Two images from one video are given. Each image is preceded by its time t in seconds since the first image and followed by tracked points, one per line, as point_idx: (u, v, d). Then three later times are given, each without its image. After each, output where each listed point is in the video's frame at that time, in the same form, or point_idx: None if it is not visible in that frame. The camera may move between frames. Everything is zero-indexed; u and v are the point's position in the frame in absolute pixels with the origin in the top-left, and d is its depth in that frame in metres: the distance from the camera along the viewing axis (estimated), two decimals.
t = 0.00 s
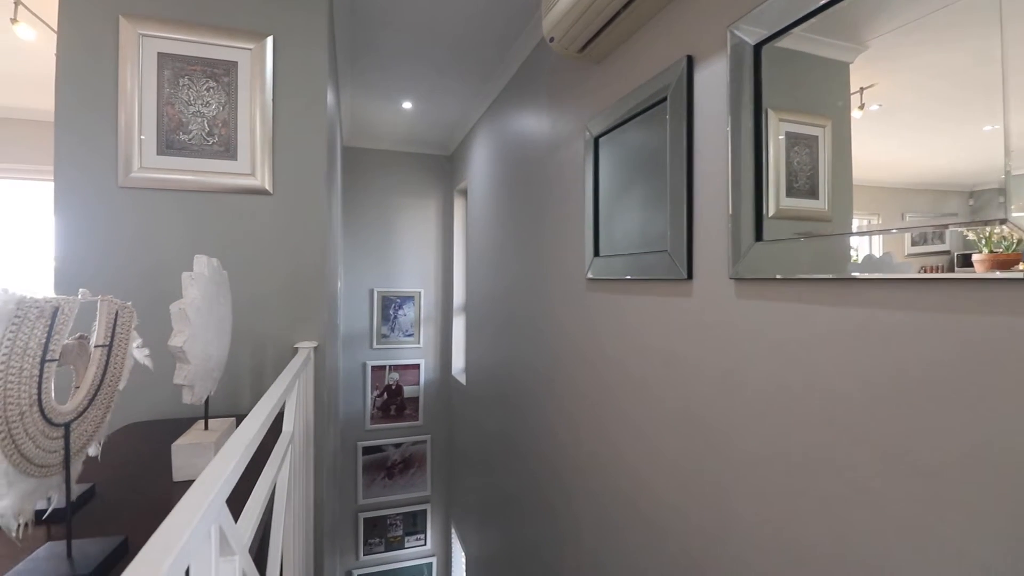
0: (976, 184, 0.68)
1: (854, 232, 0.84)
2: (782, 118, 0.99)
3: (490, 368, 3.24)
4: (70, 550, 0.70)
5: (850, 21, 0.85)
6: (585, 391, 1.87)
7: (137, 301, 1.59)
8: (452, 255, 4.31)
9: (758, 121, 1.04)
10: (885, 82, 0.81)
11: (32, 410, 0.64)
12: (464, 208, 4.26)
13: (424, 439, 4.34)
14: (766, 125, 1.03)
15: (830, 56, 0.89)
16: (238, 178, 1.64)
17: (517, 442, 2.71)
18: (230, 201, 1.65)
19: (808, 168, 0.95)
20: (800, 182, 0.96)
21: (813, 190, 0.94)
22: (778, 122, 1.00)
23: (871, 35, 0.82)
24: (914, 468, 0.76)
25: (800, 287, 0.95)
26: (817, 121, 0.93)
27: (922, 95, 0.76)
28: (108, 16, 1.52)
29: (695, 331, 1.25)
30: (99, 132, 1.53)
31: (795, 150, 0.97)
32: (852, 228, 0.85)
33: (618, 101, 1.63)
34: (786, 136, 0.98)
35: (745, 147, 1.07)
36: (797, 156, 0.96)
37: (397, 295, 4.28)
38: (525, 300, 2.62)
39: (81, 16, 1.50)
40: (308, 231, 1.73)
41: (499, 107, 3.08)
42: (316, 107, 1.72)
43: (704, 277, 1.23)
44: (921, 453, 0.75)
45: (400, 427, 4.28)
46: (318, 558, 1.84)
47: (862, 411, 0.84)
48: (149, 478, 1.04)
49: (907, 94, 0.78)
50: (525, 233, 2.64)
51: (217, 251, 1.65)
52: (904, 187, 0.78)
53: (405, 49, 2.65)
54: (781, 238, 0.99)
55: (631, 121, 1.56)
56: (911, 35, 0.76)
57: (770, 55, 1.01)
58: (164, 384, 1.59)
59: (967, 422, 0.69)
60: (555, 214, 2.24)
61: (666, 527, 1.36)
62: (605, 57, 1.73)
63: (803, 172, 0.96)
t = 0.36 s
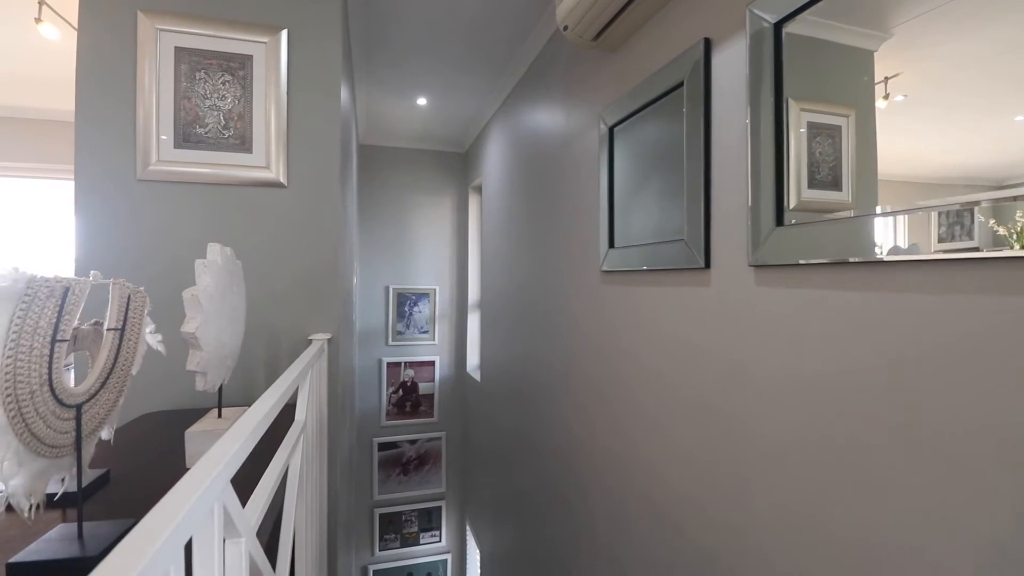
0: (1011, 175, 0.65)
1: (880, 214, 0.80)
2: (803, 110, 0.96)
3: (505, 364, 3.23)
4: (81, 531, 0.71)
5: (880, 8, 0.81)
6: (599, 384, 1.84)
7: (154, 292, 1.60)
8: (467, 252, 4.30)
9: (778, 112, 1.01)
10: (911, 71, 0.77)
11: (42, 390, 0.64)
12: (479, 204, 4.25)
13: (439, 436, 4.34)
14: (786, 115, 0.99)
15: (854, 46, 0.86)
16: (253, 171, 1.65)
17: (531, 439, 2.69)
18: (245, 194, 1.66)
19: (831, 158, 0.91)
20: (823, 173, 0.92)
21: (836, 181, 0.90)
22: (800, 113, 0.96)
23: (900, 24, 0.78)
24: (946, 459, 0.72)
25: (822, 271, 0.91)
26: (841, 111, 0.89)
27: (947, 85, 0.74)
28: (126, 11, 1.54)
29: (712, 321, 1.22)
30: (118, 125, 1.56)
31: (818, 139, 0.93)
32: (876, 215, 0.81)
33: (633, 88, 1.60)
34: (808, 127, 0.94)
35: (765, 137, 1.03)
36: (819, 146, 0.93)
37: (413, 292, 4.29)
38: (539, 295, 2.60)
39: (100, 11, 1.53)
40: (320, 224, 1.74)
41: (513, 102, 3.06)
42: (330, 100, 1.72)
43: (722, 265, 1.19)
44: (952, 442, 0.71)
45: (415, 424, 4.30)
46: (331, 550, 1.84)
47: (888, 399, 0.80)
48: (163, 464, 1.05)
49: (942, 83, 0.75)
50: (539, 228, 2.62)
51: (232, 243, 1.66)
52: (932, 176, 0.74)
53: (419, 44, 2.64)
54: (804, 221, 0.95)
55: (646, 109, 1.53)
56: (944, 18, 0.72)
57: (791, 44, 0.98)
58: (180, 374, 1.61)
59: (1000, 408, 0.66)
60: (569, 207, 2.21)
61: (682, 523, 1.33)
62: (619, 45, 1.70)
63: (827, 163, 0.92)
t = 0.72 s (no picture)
0: None
1: (893, 198, 0.78)
2: (816, 100, 0.94)
3: (513, 360, 3.22)
4: (87, 513, 0.72)
5: None
6: (607, 378, 1.83)
7: (166, 284, 1.63)
8: (476, 249, 4.30)
9: (789, 104, 0.99)
10: (926, 62, 0.75)
11: (48, 372, 0.65)
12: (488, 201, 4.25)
13: (449, 433, 4.35)
14: (798, 106, 0.97)
15: (867, 36, 0.84)
16: (262, 165, 1.67)
17: (540, 435, 2.68)
18: (254, 188, 1.68)
19: (845, 150, 0.89)
20: (836, 166, 0.90)
21: (850, 174, 0.87)
22: (812, 104, 0.94)
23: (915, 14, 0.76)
24: (958, 447, 0.70)
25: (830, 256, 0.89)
26: (856, 102, 0.87)
27: (961, 79, 0.72)
28: (137, 7, 1.56)
29: (720, 311, 1.20)
30: (130, 120, 1.58)
31: (831, 132, 0.90)
32: (890, 198, 0.78)
33: (641, 79, 1.59)
34: (821, 120, 0.92)
35: (776, 129, 1.01)
36: (832, 139, 0.90)
37: (422, 289, 4.30)
38: (547, 291, 2.59)
39: (112, 8, 1.55)
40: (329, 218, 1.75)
41: (522, 98, 3.06)
42: (338, 94, 1.73)
43: (730, 254, 1.18)
44: (965, 430, 0.69)
45: (425, 421, 4.31)
46: (339, 542, 1.85)
47: (898, 387, 0.78)
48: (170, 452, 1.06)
49: (960, 71, 0.71)
50: (547, 223, 2.61)
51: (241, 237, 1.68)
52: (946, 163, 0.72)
53: (427, 40, 2.65)
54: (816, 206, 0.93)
55: (655, 99, 1.51)
56: (957, 8, 0.71)
57: (801, 34, 0.96)
58: (191, 366, 1.63)
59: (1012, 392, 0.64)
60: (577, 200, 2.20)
61: (690, 516, 1.31)
62: (627, 36, 1.68)
63: (840, 157, 0.90)
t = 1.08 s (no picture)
0: None
1: (903, 184, 0.76)
2: (825, 91, 0.92)
3: (518, 353, 3.22)
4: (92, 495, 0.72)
5: None
6: (612, 369, 1.82)
7: (172, 275, 1.64)
8: (481, 243, 4.29)
9: (795, 95, 0.97)
10: (938, 52, 0.73)
11: (53, 355, 0.66)
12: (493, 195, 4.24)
13: (454, 426, 4.37)
14: (806, 97, 0.95)
15: (876, 23, 0.82)
16: (266, 156, 1.67)
17: (545, 428, 2.68)
18: (259, 179, 1.69)
19: (854, 141, 0.87)
20: (845, 157, 0.88)
21: (859, 165, 0.85)
22: (823, 95, 0.92)
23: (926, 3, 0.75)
24: (967, 432, 0.69)
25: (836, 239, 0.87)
26: (866, 92, 0.84)
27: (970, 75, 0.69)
28: None
29: (726, 299, 1.19)
30: (135, 112, 1.59)
31: (841, 122, 0.89)
32: (900, 184, 0.76)
33: (646, 67, 1.57)
34: (830, 111, 0.91)
35: (784, 119, 0.99)
36: (841, 129, 0.89)
37: (427, 283, 4.30)
38: (552, 284, 2.58)
39: None
40: (333, 209, 1.75)
41: (527, 90, 3.04)
42: (341, 84, 1.72)
43: (736, 242, 1.16)
44: (972, 415, 0.68)
45: (431, 414, 4.33)
46: (344, 531, 1.86)
47: (905, 372, 0.77)
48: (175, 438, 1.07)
49: (970, 63, 0.69)
50: (552, 215, 2.60)
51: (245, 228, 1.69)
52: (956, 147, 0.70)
53: (431, 31, 2.64)
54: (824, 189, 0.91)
55: (660, 88, 1.49)
56: None
57: (810, 23, 0.94)
58: (196, 355, 1.64)
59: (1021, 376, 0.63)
60: (582, 192, 2.19)
61: (695, 506, 1.31)
62: (632, 24, 1.66)
63: (848, 150, 0.88)
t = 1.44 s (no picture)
0: None
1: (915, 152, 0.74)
2: (837, 66, 0.89)
3: (523, 333, 3.23)
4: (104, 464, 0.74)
5: None
6: (618, 348, 1.82)
7: (178, 253, 1.64)
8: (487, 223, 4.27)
9: (808, 72, 0.94)
10: (955, 25, 0.69)
11: (62, 326, 0.66)
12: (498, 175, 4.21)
13: (460, 406, 4.41)
14: (818, 70, 0.92)
15: None
16: (270, 132, 1.66)
17: (550, 406, 2.70)
18: (262, 156, 1.68)
19: (866, 117, 0.84)
20: (857, 133, 0.86)
21: (871, 141, 0.83)
22: (835, 69, 0.89)
23: None
24: (977, 405, 0.68)
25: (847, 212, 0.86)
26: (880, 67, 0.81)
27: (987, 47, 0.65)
28: None
29: (734, 275, 1.18)
30: (137, 88, 1.57)
31: (852, 98, 0.86)
32: (912, 154, 0.75)
33: (655, 39, 1.53)
34: (842, 87, 0.88)
35: (796, 95, 0.97)
36: (853, 105, 0.86)
37: (433, 264, 4.29)
38: (557, 263, 2.56)
39: None
40: (338, 187, 1.74)
41: (533, 67, 2.99)
42: (344, 59, 1.70)
43: (745, 217, 1.14)
44: (981, 387, 0.67)
45: (438, 393, 4.37)
46: (353, 505, 1.89)
47: (914, 346, 0.76)
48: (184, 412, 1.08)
49: (984, 37, 0.66)
50: (558, 194, 2.57)
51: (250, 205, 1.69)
52: (967, 122, 0.68)
53: (435, 6, 2.58)
54: (835, 163, 0.89)
55: (669, 61, 1.46)
56: None
57: None
58: (205, 333, 1.65)
59: None
60: (588, 170, 2.16)
61: (700, 482, 1.31)
62: None
63: (860, 126, 0.85)
